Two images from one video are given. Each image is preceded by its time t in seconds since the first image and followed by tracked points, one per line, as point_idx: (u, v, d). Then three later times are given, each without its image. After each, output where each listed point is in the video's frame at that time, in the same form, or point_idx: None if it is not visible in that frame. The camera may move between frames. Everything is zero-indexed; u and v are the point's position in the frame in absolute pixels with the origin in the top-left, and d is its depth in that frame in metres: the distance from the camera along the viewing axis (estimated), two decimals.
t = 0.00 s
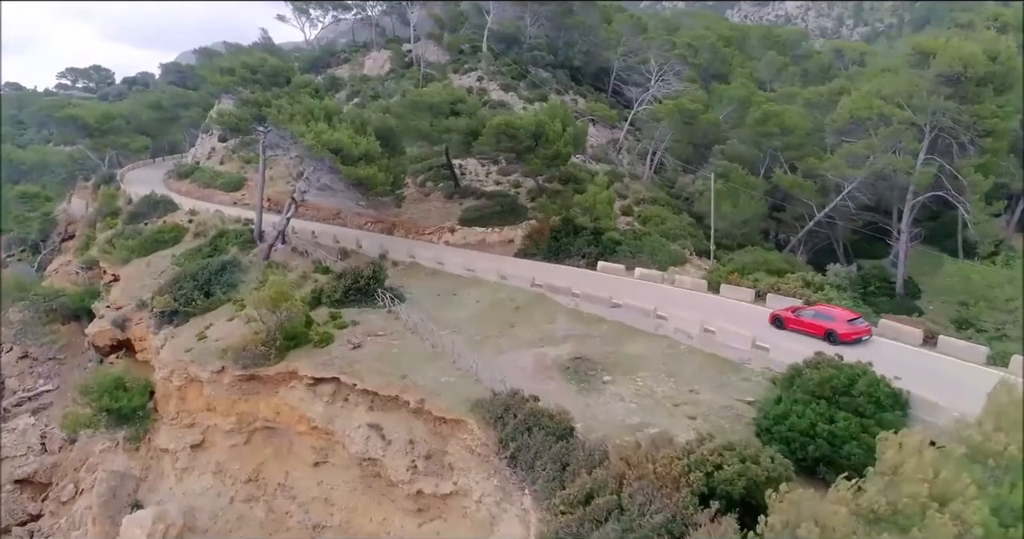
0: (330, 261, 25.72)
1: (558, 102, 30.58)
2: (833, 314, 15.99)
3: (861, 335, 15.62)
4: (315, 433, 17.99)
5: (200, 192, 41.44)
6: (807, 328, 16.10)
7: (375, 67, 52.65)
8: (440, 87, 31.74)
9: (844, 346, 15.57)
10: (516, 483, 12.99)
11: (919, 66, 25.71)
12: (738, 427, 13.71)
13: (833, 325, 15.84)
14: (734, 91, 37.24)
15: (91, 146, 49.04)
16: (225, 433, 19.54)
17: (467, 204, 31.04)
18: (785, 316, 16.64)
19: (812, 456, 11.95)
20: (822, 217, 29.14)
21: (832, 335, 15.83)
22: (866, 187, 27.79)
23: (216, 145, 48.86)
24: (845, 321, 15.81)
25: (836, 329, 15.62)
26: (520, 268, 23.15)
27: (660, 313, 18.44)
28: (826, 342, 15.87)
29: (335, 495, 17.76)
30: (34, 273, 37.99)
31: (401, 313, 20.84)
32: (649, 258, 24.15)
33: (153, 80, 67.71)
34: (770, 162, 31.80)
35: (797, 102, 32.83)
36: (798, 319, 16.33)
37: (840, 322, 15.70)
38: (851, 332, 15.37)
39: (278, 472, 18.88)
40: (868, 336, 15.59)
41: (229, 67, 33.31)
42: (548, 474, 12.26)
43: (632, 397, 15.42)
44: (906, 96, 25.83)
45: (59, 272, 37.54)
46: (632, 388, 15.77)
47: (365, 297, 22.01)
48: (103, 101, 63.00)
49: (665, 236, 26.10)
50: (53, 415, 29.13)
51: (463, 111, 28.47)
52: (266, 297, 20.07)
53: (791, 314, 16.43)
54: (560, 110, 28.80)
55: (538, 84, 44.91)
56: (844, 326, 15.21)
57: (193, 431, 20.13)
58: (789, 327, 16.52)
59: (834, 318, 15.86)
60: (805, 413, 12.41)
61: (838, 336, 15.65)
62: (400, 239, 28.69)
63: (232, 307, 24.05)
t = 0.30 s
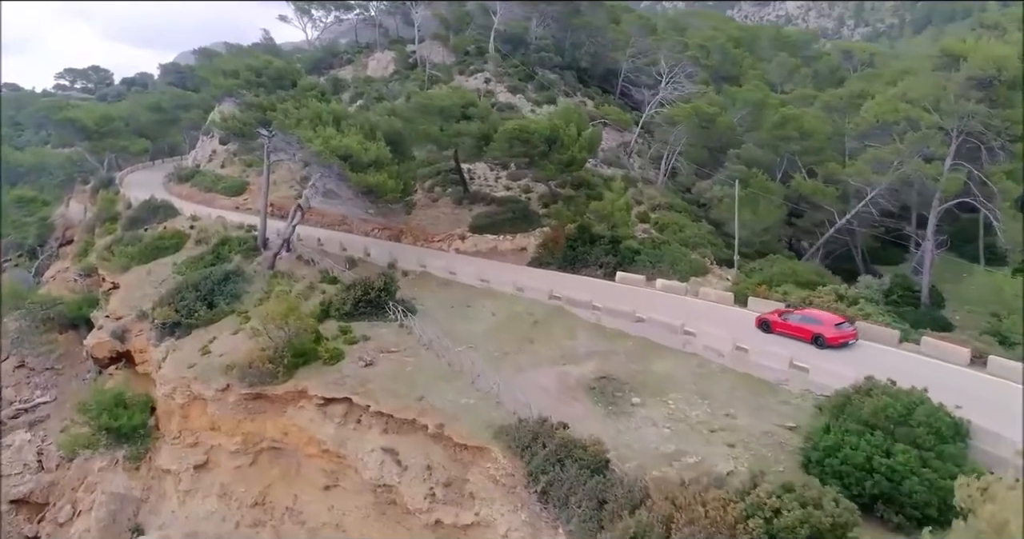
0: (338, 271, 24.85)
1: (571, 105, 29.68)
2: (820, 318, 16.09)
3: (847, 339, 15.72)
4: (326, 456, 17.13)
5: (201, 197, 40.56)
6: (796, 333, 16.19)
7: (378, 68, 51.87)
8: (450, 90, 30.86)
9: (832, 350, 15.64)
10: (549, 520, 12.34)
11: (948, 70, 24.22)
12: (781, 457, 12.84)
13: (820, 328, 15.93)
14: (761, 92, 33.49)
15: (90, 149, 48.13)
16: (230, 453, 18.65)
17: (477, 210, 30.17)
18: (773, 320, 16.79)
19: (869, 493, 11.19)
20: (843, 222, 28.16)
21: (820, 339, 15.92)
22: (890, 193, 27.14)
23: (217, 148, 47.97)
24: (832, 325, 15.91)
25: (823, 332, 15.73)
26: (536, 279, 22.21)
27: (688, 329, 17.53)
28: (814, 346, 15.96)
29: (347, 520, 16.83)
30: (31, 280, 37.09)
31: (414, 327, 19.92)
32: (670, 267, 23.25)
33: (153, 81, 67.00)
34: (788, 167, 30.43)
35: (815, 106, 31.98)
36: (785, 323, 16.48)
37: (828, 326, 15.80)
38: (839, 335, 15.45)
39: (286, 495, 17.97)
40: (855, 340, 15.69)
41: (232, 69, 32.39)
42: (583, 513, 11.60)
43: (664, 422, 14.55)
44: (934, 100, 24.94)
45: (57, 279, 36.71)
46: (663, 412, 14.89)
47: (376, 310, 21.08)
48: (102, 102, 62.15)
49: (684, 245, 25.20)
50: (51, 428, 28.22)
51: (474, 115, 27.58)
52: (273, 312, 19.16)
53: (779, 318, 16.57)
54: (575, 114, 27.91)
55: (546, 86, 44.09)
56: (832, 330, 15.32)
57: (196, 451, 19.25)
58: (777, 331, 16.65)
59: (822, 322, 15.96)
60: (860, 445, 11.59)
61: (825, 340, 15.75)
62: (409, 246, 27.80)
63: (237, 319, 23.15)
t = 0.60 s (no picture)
0: (345, 280, 24.15)
1: (584, 108, 28.91)
2: (808, 321, 16.31)
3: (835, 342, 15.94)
4: (336, 476, 16.33)
5: (202, 201, 39.81)
6: (785, 336, 16.39)
7: (382, 69, 51.28)
8: (459, 91, 30.11)
9: (821, 353, 15.82)
10: None
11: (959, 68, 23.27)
12: (825, 485, 12.10)
13: (808, 332, 16.15)
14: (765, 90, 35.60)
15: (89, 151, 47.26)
16: (236, 472, 17.87)
17: (487, 216, 29.47)
18: (761, 324, 16.97)
19: (927, 529, 10.28)
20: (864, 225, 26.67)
21: (807, 342, 16.13)
22: (912, 199, 25.82)
23: (218, 150, 47.20)
24: (820, 328, 16.11)
25: (812, 335, 15.93)
26: (551, 289, 21.49)
27: (714, 344, 16.85)
28: (802, 349, 16.14)
29: None
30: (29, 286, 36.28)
31: (427, 340, 19.17)
32: (689, 276, 22.46)
33: (152, 80, 66.38)
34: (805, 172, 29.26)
35: (832, 108, 31.26)
36: (773, 327, 16.68)
37: (816, 329, 16.00)
38: (827, 338, 15.68)
39: (294, 516, 17.19)
40: (843, 343, 15.93)
41: (235, 71, 31.63)
42: None
43: (696, 446, 13.74)
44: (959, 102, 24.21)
45: (54, 286, 36.17)
46: (694, 434, 14.12)
47: (386, 322, 20.28)
48: (101, 102, 61.36)
49: (703, 253, 24.47)
50: (49, 441, 27.40)
51: (485, 118, 26.84)
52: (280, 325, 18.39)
53: (767, 321, 16.74)
54: (588, 117, 27.17)
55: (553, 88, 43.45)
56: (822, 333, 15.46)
57: (200, 469, 18.49)
58: (765, 334, 16.85)
59: (810, 325, 16.18)
60: (916, 477, 10.71)
61: (814, 343, 15.93)
62: (417, 253, 27.07)
63: (241, 329, 22.38)
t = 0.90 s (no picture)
0: (356, 290, 23.34)
1: (600, 112, 28.06)
2: (793, 324, 15.91)
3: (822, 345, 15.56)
4: (351, 503, 15.45)
5: (205, 205, 38.94)
6: (771, 341, 15.99)
7: (387, 70, 50.50)
8: (472, 94, 29.25)
9: (809, 356, 15.45)
10: None
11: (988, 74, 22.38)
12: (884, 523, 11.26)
13: (794, 335, 15.76)
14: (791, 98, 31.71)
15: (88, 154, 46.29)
16: (244, 497, 16.98)
17: (500, 223, 28.62)
18: (746, 328, 16.54)
19: None
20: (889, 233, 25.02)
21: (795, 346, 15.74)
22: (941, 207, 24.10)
23: (221, 153, 46.31)
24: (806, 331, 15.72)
25: (797, 340, 15.54)
26: (571, 301, 20.60)
27: (750, 364, 15.88)
28: (789, 353, 15.78)
29: None
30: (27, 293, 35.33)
31: (445, 358, 18.29)
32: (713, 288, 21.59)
33: (153, 83, 65.51)
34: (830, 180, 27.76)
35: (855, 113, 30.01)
36: (759, 332, 16.27)
37: (801, 333, 15.61)
38: (812, 342, 15.27)
39: None
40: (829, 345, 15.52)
41: (240, 73, 30.76)
42: None
43: (740, 477, 12.87)
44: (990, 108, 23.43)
45: (54, 294, 35.27)
46: (736, 463, 13.28)
47: (401, 337, 19.41)
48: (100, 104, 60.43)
49: (726, 262, 23.63)
50: (48, 457, 26.48)
51: (499, 123, 25.94)
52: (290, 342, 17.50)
53: (752, 327, 16.31)
54: (605, 120, 26.07)
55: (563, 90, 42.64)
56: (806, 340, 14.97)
57: (206, 493, 17.60)
58: (751, 339, 16.44)
59: (795, 329, 15.79)
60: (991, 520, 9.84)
61: (800, 348, 15.56)
62: (429, 262, 26.24)
63: (248, 343, 21.49)
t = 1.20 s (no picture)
0: (364, 300, 22.58)
1: (614, 114, 27.31)
2: (779, 328, 16.35)
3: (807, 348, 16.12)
4: (364, 530, 14.69)
5: (207, 210, 38.18)
6: (758, 344, 16.46)
7: (392, 72, 49.83)
8: (482, 97, 28.47)
9: (794, 360, 16.00)
10: None
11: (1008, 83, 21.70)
12: None
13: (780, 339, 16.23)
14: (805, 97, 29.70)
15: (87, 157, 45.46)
16: (252, 520, 16.21)
17: (510, 229, 27.84)
18: (733, 331, 16.99)
19: None
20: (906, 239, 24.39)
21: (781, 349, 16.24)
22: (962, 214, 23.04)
23: (222, 156, 45.38)
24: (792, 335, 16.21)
25: (784, 344, 16.02)
26: (590, 313, 19.86)
27: (783, 383, 15.16)
28: (776, 357, 16.29)
29: None
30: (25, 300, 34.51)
31: (460, 374, 17.50)
32: (736, 298, 20.68)
33: (154, 84, 64.81)
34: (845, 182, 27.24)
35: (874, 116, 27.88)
36: (747, 336, 16.70)
37: (788, 337, 16.07)
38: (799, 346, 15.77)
39: None
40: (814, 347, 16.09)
41: (244, 75, 30.01)
42: None
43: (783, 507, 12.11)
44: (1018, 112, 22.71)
45: (53, 300, 34.52)
46: (776, 492, 12.63)
47: (413, 352, 18.62)
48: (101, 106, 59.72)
49: (746, 270, 22.81)
50: (46, 470, 25.68)
51: (511, 127, 25.19)
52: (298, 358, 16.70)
53: (740, 330, 16.75)
54: (620, 123, 25.27)
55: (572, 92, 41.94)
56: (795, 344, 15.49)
57: (212, 515, 16.83)
58: (739, 342, 16.88)
59: (782, 333, 16.23)
60: None
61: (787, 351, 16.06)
62: (439, 269, 25.48)
63: (253, 356, 20.72)
